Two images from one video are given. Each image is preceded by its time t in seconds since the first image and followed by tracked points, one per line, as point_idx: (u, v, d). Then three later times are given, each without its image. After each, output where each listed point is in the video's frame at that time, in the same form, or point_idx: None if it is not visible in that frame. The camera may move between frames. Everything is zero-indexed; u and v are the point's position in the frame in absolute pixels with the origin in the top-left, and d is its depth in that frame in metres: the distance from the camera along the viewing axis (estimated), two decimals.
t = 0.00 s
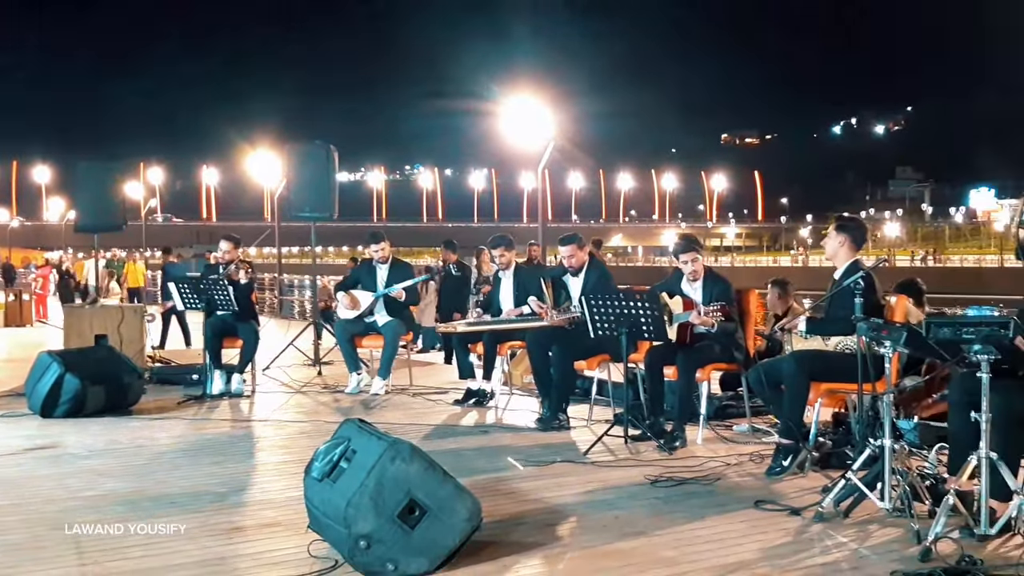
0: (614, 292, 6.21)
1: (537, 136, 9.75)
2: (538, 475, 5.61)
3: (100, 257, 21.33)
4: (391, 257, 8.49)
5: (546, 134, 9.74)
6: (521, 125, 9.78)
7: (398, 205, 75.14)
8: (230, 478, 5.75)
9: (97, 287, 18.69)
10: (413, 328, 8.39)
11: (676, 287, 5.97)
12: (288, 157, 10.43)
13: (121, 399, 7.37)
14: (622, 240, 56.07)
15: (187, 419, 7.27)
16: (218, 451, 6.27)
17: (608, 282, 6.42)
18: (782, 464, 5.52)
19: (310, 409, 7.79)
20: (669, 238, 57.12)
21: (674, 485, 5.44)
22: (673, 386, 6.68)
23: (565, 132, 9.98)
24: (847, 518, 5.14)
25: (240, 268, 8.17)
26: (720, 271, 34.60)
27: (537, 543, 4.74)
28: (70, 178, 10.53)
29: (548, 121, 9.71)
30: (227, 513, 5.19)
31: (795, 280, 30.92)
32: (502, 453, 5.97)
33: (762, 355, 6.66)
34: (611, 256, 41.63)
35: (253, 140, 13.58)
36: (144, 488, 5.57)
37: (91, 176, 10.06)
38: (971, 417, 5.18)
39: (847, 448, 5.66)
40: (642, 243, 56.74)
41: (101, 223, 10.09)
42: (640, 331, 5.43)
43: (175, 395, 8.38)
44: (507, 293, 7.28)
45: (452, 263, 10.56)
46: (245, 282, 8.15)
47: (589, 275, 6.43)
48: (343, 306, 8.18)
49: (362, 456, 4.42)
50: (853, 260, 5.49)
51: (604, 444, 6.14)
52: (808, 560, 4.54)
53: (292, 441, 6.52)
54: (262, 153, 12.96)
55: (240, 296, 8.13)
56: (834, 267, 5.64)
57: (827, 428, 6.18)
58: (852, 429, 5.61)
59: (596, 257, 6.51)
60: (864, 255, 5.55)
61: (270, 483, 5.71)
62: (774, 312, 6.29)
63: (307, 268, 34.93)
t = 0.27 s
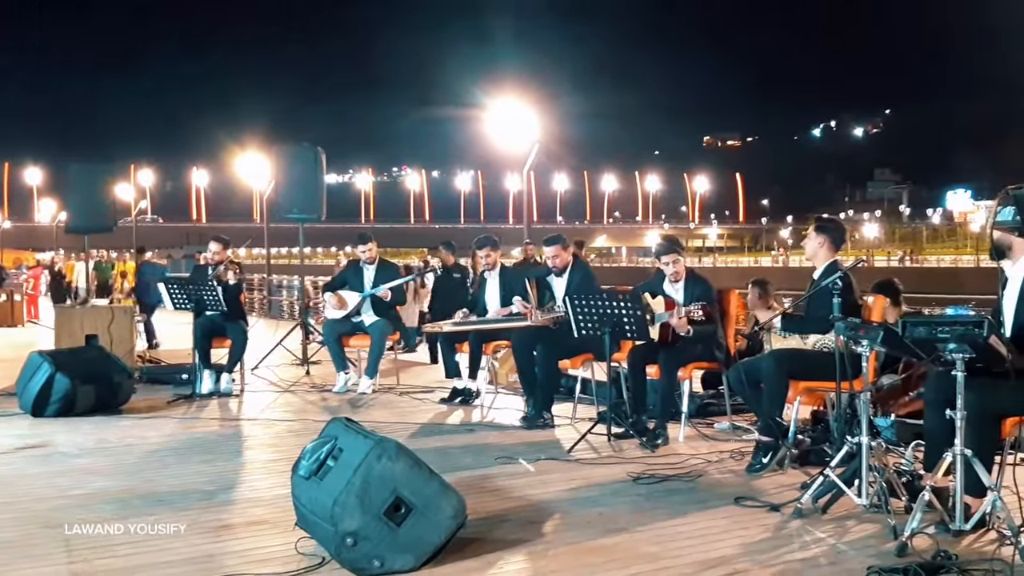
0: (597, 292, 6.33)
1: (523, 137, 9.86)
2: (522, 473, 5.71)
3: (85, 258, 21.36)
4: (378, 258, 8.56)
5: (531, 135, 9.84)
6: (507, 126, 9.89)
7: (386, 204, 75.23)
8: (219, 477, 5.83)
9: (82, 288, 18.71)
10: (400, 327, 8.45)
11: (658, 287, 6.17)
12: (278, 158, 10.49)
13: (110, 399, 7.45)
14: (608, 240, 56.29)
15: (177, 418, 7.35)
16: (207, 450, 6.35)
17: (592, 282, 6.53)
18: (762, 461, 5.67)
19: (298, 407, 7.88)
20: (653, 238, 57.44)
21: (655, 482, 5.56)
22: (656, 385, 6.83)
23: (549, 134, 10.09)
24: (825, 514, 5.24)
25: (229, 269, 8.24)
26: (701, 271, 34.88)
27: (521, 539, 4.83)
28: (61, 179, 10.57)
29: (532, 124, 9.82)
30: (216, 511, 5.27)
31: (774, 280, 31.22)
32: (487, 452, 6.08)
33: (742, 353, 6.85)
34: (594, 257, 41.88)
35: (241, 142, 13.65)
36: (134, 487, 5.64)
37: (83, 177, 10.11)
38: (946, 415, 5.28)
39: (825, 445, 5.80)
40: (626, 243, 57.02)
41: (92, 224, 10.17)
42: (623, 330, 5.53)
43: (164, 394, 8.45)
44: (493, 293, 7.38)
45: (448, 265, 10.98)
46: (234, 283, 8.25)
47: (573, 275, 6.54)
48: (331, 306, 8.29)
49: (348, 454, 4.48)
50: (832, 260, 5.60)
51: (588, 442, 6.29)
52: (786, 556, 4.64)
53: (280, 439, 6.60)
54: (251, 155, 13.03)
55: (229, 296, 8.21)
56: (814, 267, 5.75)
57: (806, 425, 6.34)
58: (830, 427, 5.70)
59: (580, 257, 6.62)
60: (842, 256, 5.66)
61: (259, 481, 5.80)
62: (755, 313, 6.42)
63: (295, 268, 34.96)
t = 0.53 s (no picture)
0: (579, 292, 6.46)
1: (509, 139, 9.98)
2: (506, 471, 5.82)
3: (72, 260, 21.40)
4: (365, 259, 8.65)
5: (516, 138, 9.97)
6: (493, 129, 10.00)
7: (374, 206, 75.32)
8: (208, 475, 5.92)
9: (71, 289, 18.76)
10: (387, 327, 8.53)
11: (641, 287, 6.36)
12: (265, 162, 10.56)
13: (101, 398, 7.55)
14: (592, 242, 56.56)
15: (167, 417, 7.42)
16: (196, 448, 6.43)
17: (575, 282, 6.66)
18: (742, 458, 5.80)
19: (286, 407, 7.97)
20: (636, 239, 57.78)
21: (637, 479, 5.69)
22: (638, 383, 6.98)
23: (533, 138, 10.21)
24: (803, 510, 5.35)
25: (217, 271, 8.31)
26: (682, 272, 35.16)
27: (505, 536, 4.93)
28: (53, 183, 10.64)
29: (517, 127, 9.95)
30: (205, 510, 5.36)
31: (754, 281, 31.52)
32: (472, 450, 6.18)
33: (723, 353, 7.04)
34: (578, 258, 42.14)
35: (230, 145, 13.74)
36: (123, 485, 5.72)
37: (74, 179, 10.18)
38: (922, 413, 5.39)
39: (804, 442, 5.95)
40: (610, 244, 57.31)
41: (83, 226, 10.20)
42: (606, 330, 5.62)
43: (154, 394, 8.52)
44: (478, 293, 7.51)
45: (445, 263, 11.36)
46: (224, 284, 8.34)
47: (557, 276, 6.68)
48: (319, 307, 8.41)
49: (335, 453, 4.56)
50: (810, 261, 5.73)
51: (572, 440, 6.44)
52: (765, 551, 4.75)
53: (269, 438, 6.69)
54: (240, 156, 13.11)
55: (218, 297, 8.29)
56: (792, 268, 5.88)
57: (784, 422, 6.50)
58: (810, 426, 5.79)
59: (564, 258, 6.75)
60: (820, 257, 5.79)
61: (248, 478, 5.90)
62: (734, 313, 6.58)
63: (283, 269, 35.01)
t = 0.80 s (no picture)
0: (562, 293, 6.57)
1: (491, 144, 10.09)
2: (490, 469, 5.92)
3: (56, 262, 21.35)
4: (352, 260, 8.76)
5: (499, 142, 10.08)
6: (476, 133, 10.11)
7: (359, 207, 75.27)
8: (196, 474, 5.99)
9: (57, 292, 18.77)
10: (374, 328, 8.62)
11: (622, 288, 6.49)
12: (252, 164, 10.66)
13: (90, 397, 7.62)
14: (576, 244, 56.70)
15: (155, 417, 7.49)
16: (184, 448, 6.50)
17: (558, 282, 6.76)
18: (721, 455, 5.93)
19: (273, 406, 8.06)
20: (620, 241, 57.98)
21: (619, 477, 5.80)
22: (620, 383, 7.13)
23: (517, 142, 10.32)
24: (781, 506, 5.47)
25: (206, 271, 8.40)
26: (663, 273, 35.36)
27: (489, 532, 5.03)
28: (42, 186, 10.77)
29: (501, 131, 10.07)
30: (192, 508, 5.44)
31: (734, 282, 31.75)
32: (456, 449, 6.29)
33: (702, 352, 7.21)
34: (562, 259, 42.28)
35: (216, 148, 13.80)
36: (112, 484, 5.79)
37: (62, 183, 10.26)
38: (896, 410, 5.52)
39: (781, 440, 6.10)
40: (594, 246, 57.49)
41: (70, 229, 10.28)
42: (589, 330, 5.72)
43: (142, 394, 8.58)
44: (462, 294, 7.61)
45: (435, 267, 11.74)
46: (212, 285, 8.39)
47: (541, 276, 6.78)
48: (305, 308, 8.53)
49: (321, 452, 4.65)
50: (787, 263, 5.86)
51: (555, 438, 6.57)
52: (743, 547, 4.86)
53: (256, 437, 6.78)
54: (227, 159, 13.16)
55: (206, 299, 8.35)
56: (770, 269, 6.00)
57: (762, 421, 6.66)
58: (788, 424, 5.92)
59: (547, 259, 6.85)
60: (798, 258, 5.91)
61: (235, 477, 5.98)
62: (714, 313, 6.74)
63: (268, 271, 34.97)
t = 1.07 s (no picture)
0: (545, 294, 6.69)
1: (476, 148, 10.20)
2: (475, 468, 6.03)
3: (40, 263, 21.31)
4: (339, 261, 8.81)
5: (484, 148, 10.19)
6: (462, 137, 10.21)
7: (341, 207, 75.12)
8: (184, 473, 6.06)
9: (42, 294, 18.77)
10: (361, 328, 8.68)
11: (605, 290, 6.66)
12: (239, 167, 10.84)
13: (77, 395, 7.80)
14: (559, 245, 56.91)
15: (142, 417, 7.56)
16: (171, 447, 6.56)
17: (541, 284, 6.88)
18: (701, 453, 6.07)
19: (259, 406, 8.14)
20: (602, 243, 58.23)
21: (601, 475, 5.92)
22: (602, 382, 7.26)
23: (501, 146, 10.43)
24: (759, 503, 5.60)
25: (194, 273, 8.41)
26: (643, 274, 35.61)
27: (472, 530, 5.13)
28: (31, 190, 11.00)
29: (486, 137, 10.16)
30: (179, 507, 5.51)
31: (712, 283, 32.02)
32: (441, 449, 6.39)
33: (682, 352, 7.36)
34: (545, 260, 42.47)
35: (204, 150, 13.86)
36: (100, 483, 5.85)
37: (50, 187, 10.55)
38: (870, 409, 5.67)
39: (759, 438, 6.25)
40: (576, 247, 57.71)
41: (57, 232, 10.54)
42: (571, 331, 5.84)
43: (130, 395, 8.65)
44: (447, 295, 7.73)
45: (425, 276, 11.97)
46: (198, 287, 8.39)
47: (524, 278, 6.91)
48: (292, 309, 8.63)
49: (306, 451, 4.73)
50: (764, 265, 6.01)
51: (539, 437, 6.69)
52: (722, 542, 4.98)
53: (243, 437, 6.85)
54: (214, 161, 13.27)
55: (194, 299, 8.39)
56: (748, 271, 6.15)
57: (741, 419, 6.81)
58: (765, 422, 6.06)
59: (530, 260, 6.98)
60: (775, 260, 6.06)
61: (222, 476, 6.05)
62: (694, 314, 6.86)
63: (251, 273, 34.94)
